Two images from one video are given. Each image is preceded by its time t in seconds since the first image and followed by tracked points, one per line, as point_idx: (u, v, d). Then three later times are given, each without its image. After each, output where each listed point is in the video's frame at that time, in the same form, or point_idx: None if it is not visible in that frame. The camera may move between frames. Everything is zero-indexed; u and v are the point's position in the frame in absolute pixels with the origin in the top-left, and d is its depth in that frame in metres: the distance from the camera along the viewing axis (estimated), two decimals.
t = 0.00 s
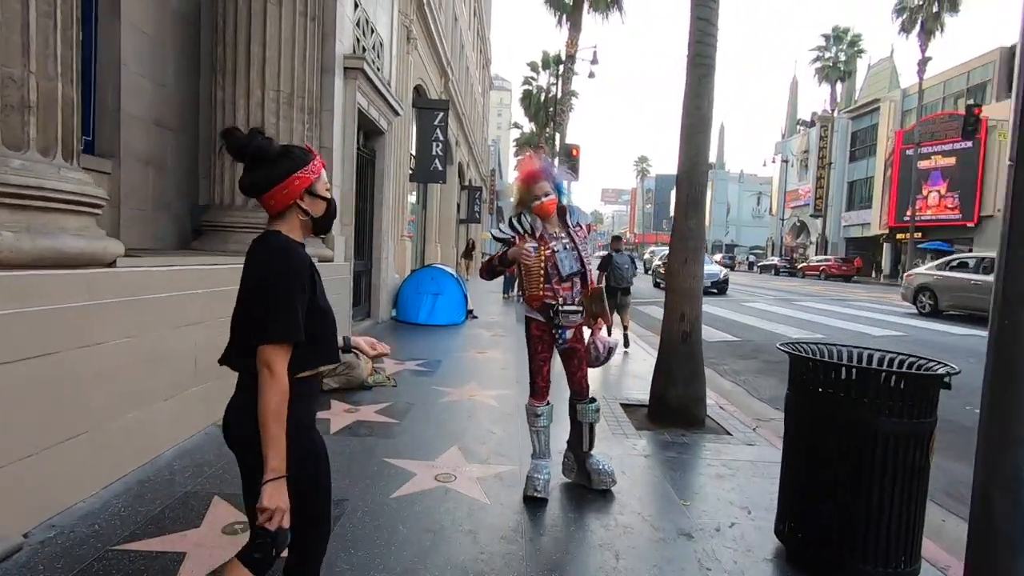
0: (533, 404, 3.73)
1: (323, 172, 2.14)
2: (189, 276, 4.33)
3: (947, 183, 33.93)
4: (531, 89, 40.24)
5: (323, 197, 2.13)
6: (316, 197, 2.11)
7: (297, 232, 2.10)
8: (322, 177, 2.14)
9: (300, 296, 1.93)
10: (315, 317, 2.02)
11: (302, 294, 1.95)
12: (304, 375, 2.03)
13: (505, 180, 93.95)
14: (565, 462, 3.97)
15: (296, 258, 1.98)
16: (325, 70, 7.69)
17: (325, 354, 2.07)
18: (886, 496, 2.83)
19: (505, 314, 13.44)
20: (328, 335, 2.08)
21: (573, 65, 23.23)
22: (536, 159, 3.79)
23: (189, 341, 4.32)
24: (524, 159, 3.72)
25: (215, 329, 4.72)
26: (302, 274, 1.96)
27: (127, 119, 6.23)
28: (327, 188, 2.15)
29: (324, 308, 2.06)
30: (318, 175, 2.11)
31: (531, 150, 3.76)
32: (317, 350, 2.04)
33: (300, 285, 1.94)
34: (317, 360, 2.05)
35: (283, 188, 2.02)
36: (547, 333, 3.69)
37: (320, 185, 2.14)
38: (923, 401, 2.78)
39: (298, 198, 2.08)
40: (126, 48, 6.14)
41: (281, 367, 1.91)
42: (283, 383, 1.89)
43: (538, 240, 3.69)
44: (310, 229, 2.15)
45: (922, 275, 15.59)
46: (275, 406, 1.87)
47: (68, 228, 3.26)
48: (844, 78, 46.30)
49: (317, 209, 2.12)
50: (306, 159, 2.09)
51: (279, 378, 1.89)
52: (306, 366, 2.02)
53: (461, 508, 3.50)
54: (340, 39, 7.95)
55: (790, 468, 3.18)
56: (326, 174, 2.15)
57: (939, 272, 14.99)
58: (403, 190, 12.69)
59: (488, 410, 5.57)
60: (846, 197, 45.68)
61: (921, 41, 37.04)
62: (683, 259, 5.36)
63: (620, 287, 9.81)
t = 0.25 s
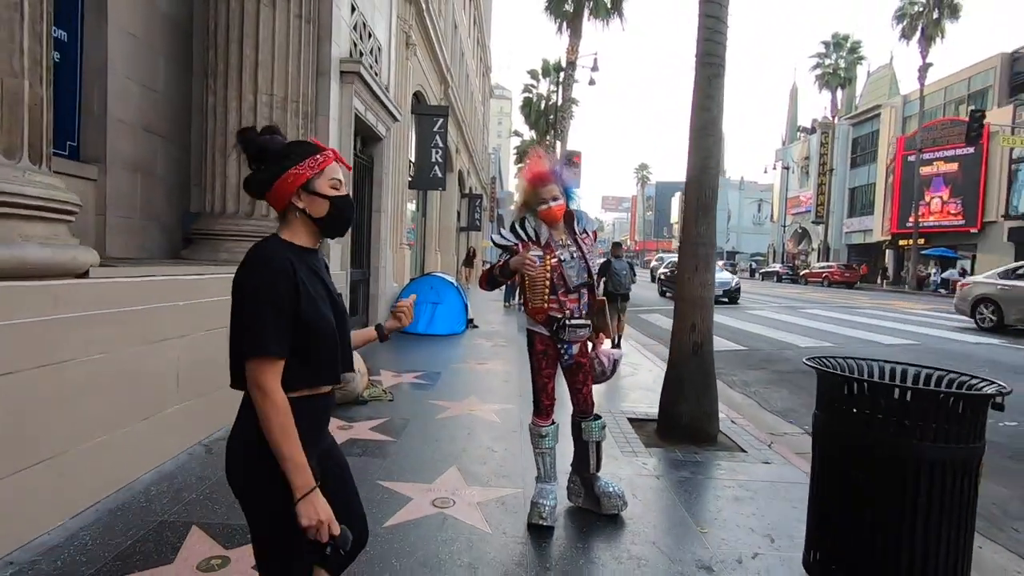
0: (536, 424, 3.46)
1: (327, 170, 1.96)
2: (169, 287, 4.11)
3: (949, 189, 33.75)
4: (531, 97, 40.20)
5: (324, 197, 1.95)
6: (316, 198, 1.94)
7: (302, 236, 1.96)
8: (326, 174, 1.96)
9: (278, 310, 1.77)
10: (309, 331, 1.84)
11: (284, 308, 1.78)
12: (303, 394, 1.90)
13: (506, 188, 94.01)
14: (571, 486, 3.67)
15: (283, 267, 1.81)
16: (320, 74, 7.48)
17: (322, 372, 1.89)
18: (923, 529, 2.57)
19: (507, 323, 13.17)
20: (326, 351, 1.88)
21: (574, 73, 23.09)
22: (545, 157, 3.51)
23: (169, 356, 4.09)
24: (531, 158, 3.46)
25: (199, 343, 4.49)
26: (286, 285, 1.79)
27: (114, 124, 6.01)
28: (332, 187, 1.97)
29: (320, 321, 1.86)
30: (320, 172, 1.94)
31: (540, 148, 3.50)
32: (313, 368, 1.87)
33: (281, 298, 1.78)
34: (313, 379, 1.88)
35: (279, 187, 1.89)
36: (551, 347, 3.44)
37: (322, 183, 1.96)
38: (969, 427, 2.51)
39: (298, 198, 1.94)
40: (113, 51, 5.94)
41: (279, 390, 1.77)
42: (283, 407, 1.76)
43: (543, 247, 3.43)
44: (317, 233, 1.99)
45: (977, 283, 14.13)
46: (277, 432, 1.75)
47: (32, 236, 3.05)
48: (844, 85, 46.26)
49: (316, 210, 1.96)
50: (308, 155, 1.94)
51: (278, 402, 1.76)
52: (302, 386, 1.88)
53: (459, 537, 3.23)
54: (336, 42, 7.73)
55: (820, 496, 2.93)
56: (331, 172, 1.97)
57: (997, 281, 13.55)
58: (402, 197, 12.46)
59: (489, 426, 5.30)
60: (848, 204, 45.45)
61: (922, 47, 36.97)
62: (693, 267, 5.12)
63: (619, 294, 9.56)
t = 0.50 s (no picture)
0: (542, 445, 3.20)
1: (317, 169, 2.02)
2: (151, 296, 3.86)
3: (951, 197, 33.62)
4: (531, 105, 40.14)
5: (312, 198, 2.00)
6: (309, 200, 2.02)
7: (310, 240, 2.01)
8: (316, 171, 2.02)
9: (259, 321, 1.77)
10: (297, 344, 1.80)
11: (265, 318, 1.77)
12: (299, 411, 1.85)
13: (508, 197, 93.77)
14: (578, 511, 3.40)
15: (272, 276, 1.81)
16: (317, 76, 7.26)
17: (312, 388, 1.83)
18: (978, 565, 2.30)
19: (508, 332, 12.92)
20: (315, 366, 1.82)
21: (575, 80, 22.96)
22: (554, 156, 3.31)
23: (150, 370, 3.84)
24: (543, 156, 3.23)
25: (184, 355, 4.23)
26: (270, 296, 1.79)
27: (101, 126, 5.78)
28: (319, 183, 2.01)
29: (308, 334, 1.80)
30: (311, 171, 2.02)
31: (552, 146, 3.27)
32: (302, 382, 1.82)
33: (264, 309, 1.77)
34: (303, 395, 1.83)
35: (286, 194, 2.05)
36: (558, 361, 3.18)
37: (314, 184, 2.02)
38: None
39: (301, 203, 2.05)
40: (101, 50, 5.72)
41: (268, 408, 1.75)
42: (271, 426, 1.72)
43: (552, 253, 3.19)
44: (321, 236, 2.02)
45: None
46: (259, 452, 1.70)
47: None
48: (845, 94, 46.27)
49: (308, 211, 2.02)
50: (306, 157, 2.06)
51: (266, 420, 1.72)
52: (295, 401, 1.83)
53: (458, 566, 2.97)
54: (333, 43, 7.53)
55: (857, 527, 2.67)
56: (322, 171, 2.03)
57: None
58: (401, 203, 12.24)
59: (490, 441, 5.03)
60: (849, 213, 45.29)
61: (922, 56, 36.96)
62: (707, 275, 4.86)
63: (621, 302, 9.31)
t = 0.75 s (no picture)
0: (544, 467, 2.97)
1: (335, 176, 1.98)
2: (127, 304, 3.63)
3: (948, 205, 33.60)
4: (529, 112, 40.03)
5: (328, 205, 1.96)
6: (325, 207, 1.98)
7: (329, 248, 1.98)
8: (335, 183, 1.97)
9: (255, 327, 1.80)
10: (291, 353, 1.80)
11: (260, 324, 1.80)
12: (290, 423, 1.85)
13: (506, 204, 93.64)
14: (582, 537, 3.17)
15: (274, 282, 1.83)
16: (310, 76, 7.05)
17: (305, 399, 1.81)
18: None
19: (505, 340, 12.68)
20: (307, 376, 1.80)
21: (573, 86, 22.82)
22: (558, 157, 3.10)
23: (124, 383, 3.60)
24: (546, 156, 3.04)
25: (162, 367, 3.99)
26: (269, 302, 1.81)
27: (84, 127, 5.55)
28: (336, 191, 1.97)
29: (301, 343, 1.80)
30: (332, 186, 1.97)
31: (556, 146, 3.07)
32: (295, 395, 1.81)
33: (261, 315, 1.79)
34: (294, 405, 1.82)
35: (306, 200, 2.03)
36: (561, 376, 2.96)
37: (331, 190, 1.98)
38: None
39: (320, 209, 2.01)
40: (84, 48, 5.50)
41: (240, 428, 1.76)
42: (233, 447, 1.74)
43: (554, 260, 2.97)
44: (337, 245, 1.96)
45: None
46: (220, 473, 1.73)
47: None
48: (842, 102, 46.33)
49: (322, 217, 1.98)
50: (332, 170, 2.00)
51: (232, 440, 1.75)
52: (285, 411, 1.83)
53: None
54: (327, 43, 7.32)
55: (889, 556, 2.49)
56: (340, 178, 1.98)
57: None
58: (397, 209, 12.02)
59: (487, 457, 4.79)
60: (847, 220, 45.22)
61: (919, 64, 37.03)
62: (716, 284, 4.64)
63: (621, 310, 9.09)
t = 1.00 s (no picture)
0: (543, 489, 2.73)
1: (312, 173, 1.77)
2: (96, 313, 3.41)
3: (945, 210, 33.59)
4: (525, 117, 39.95)
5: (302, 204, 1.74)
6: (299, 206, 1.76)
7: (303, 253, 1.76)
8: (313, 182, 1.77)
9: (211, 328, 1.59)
10: (247, 362, 1.58)
11: (216, 326, 1.59)
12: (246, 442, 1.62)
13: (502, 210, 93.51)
14: (585, 566, 2.92)
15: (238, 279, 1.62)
16: (299, 77, 6.84)
17: (260, 414, 1.57)
18: None
19: (502, 347, 12.43)
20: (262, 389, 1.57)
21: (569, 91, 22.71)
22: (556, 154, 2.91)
23: (91, 399, 3.36)
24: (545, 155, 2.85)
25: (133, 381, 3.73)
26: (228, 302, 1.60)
27: (62, 127, 5.31)
28: (312, 189, 1.75)
29: (259, 349, 1.57)
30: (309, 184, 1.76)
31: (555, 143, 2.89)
32: (246, 415, 1.59)
33: (218, 315, 1.60)
34: (248, 421, 1.59)
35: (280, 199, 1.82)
36: (561, 390, 2.73)
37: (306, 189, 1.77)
38: None
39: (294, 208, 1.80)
40: (62, 45, 5.26)
41: (189, 442, 1.60)
42: (179, 462, 1.58)
43: (554, 264, 2.75)
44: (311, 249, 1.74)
45: None
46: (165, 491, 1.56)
47: None
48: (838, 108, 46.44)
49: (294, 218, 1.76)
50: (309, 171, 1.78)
51: (180, 454, 1.59)
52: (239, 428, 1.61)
53: None
54: (318, 43, 7.11)
55: None
56: (317, 174, 1.76)
57: None
58: (392, 214, 11.80)
59: (483, 473, 4.52)
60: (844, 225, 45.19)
61: (914, 70, 37.14)
62: (723, 289, 4.42)
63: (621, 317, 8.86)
